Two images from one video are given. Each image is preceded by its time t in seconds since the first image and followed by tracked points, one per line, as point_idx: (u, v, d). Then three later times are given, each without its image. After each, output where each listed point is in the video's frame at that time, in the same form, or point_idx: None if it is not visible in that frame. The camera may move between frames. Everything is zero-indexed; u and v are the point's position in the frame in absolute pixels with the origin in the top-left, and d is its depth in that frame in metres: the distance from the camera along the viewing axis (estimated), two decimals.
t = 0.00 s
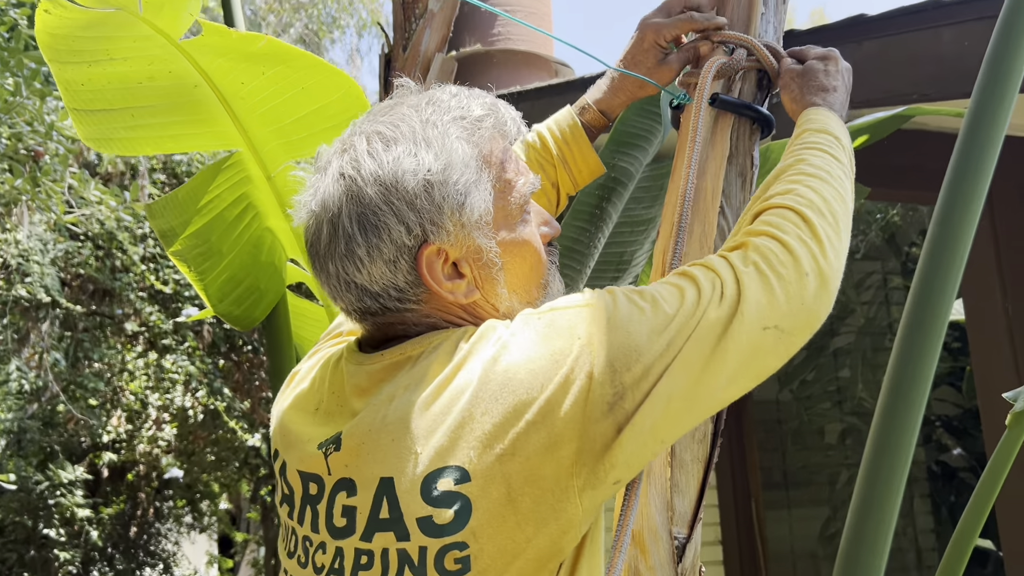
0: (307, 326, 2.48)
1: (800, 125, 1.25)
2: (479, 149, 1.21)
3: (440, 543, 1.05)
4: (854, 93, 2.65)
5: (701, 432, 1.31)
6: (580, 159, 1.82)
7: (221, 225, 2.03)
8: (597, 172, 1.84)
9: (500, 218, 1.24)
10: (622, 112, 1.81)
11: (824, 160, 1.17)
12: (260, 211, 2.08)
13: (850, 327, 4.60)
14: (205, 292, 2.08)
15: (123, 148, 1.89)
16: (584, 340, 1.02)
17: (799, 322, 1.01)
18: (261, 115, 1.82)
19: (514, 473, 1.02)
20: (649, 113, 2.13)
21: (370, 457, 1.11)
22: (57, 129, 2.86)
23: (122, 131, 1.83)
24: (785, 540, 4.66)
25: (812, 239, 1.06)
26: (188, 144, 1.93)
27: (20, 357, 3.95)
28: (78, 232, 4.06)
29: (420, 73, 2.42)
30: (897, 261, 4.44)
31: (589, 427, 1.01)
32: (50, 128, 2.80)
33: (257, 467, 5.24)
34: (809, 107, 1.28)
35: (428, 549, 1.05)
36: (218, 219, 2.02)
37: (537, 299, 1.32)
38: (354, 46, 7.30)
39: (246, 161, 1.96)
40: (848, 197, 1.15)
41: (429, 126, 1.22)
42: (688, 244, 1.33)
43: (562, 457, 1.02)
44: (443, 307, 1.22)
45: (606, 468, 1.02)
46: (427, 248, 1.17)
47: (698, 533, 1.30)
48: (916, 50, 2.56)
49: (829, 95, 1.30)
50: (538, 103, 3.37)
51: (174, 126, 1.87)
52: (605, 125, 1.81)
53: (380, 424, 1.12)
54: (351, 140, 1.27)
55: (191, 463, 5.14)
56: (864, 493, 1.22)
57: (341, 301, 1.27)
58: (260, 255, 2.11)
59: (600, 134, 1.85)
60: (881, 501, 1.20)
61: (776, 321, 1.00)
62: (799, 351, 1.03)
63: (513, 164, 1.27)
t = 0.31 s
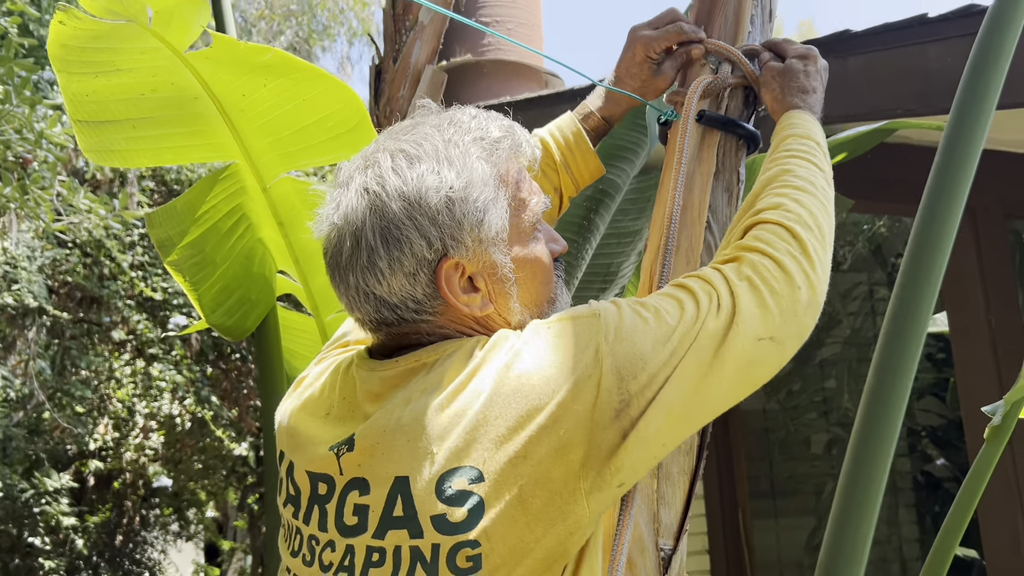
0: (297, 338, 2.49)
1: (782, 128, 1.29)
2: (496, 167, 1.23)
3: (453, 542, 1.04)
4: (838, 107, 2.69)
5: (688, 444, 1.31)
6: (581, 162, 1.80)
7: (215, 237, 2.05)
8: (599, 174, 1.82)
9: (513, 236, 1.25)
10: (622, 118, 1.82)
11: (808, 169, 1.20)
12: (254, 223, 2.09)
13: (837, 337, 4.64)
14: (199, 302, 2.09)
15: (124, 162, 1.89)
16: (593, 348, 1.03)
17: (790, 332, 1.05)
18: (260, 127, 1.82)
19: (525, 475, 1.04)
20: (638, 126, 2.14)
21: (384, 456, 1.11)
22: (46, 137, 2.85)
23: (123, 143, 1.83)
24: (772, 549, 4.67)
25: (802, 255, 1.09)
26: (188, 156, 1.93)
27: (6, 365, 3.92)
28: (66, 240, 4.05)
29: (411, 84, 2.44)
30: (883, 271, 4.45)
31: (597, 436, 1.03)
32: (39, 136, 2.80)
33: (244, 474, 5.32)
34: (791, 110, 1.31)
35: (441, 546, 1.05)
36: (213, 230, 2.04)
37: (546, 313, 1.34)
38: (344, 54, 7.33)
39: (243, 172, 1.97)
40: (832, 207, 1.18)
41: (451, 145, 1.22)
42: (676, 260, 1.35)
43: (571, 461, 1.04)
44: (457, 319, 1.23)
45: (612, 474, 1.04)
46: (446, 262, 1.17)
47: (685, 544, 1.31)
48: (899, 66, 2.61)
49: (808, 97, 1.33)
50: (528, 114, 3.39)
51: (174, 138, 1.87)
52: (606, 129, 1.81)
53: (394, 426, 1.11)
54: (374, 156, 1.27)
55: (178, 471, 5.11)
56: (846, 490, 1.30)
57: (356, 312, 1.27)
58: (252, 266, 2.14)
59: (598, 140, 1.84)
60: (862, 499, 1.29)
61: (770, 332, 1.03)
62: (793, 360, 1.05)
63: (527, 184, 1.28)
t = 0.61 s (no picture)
0: (281, 345, 2.49)
1: (776, 129, 1.30)
2: (474, 180, 1.24)
3: (425, 549, 1.06)
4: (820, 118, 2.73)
5: (667, 449, 1.33)
6: (560, 190, 1.82)
7: (203, 243, 2.05)
8: (577, 201, 1.84)
9: (490, 246, 1.26)
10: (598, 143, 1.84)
11: (797, 178, 1.20)
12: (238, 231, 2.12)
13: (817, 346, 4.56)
14: (185, 308, 2.09)
15: (113, 172, 1.89)
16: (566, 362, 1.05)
17: (766, 351, 1.05)
18: (252, 132, 1.83)
19: (497, 483, 1.05)
20: (623, 137, 2.17)
21: (361, 463, 1.12)
22: (30, 142, 2.85)
23: (114, 153, 1.83)
24: (755, 557, 4.68)
25: (781, 270, 1.09)
26: (177, 164, 1.94)
27: None
28: (49, 245, 4.03)
29: (397, 92, 2.46)
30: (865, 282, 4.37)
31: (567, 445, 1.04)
32: (24, 141, 2.80)
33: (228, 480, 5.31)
34: (785, 110, 1.32)
35: (414, 552, 1.06)
36: (201, 236, 2.04)
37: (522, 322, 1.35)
38: (331, 61, 7.35)
39: (230, 179, 1.98)
40: (817, 217, 1.18)
41: (429, 158, 1.24)
42: (657, 270, 1.36)
43: (542, 470, 1.04)
44: (434, 326, 1.24)
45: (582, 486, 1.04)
46: (423, 272, 1.19)
47: (664, 548, 1.32)
48: (879, 78, 2.64)
49: (802, 93, 1.33)
50: (514, 122, 3.41)
51: (163, 146, 1.88)
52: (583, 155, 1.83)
53: (372, 433, 1.13)
54: (355, 167, 1.29)
55: (162, 477, 5.05)
56: (814, 494, 1.36)
57: (336, 319, 1.28)
58: (237, 271, 2.15)
59: (577, 165, 1.86)
60: (826, 506, 1.35)
61: (745, 349, 1.04)
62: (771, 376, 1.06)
63: (504, 196, 1.29)
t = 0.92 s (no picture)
0: (265, 348, 2.49)
1: (752, 146, 1.30)
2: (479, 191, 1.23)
3: (398, 568, 1.07)
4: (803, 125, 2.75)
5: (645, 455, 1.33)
6: (547, 196, 1.82)
7: (186, 246, 2.06)
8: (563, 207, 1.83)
9: (491, 257, 1.24)
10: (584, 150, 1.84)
11: (777, 187, 1.21)
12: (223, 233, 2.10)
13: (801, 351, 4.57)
14: (168, 311, 2.10)
15: (94, 171, 1.89)
16: (541, 380, 1.05)
17: (751, 360, 1.06)
18: (233, 138, 1.84)
19: (469, 505, 1.05)
20: (608, 142, 2.21)
21: (337, 478, 1.13)
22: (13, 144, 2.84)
23: (93, 153, 1.83)
24: (740, 563, 4.67)
25: (764, 273, 1.10)
26: (158, 166, 1.94)
27: None
28: (33, 247, 4.00)
29: (383, 97, 2.47)
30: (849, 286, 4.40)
31: (545, 467, 1.04)
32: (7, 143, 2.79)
33: (213, 484, 5.26)
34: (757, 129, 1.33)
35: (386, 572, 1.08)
36: (183, 239, 2.04)
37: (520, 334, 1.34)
38: (319, 64, 7.38)
39: (213, 183, 1.97)
40: (803, 225, 1.18)
41: (435, 166, 1.21)
42: (638, 274, 1.37)
43: (517, 492, 1.04)
44: (430, 336, 1.23)
45: (559, 506, 1.05)
46: (425, 282, 1.17)
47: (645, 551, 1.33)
48: (861, 85, 2.68)
49: (772, 110, 1.34)
50: (500, 127, 3.42)
51: (143, 148, 1.87)
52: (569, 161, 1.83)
53: (348, 449, 1.13)
54: (356, 170, 1.26)
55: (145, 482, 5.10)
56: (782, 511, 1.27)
57: (329, 325, 1.26)
58: (221, 275, 2.15)
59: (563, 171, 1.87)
60: (798, 520, 1.26)
61: (728, 358, 1.05)
62: (759, 385, 1.07)
63: (508, 206, 1.28)
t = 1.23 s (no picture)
0: (253, 348, 2.49)
1: (734, 163, 1.31)
2: (507, 209, 1.22)
3: None
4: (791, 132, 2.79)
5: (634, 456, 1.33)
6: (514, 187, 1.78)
7: (168, 250, 2.06)
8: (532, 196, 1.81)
9: (511, 270, 1.25)
10: (547, 135, 1.81)
11: (767, 206, 1.22)
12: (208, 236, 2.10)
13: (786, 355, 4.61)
14: (153, 315, 2.11)
15: (76, 180, 1.89)
16: (551, 403, 1.05)
17: (751, 380, 1.09)
18: (215, 137, 1.84)
19: (473, 530, 1.05)
20: (592, 144, 2.28)
21: (334, 494, 1.13)
22: None
23: (75, 161, 1.83)
24: (726, 565, 4.69)
25: (762, 292, 1.12)
26: (140, 170, 1.94)
27: None
28: (19, 249, 3.98)
29: (372, 100, 2.47)
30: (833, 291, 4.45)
31: (549, 487, 1.06)
32: None
33: (199, 489, 5.36)
34: (739, 145, 1.34)
35: None
36: (166, 243, 2.04)
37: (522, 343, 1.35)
38: (307, 67, 7.42)
39: (195, 186, 1.97)
40: (793, 240, 1.21)
41: (466, 176, 1.19)
42: (625, 274, 1.39)
43: (521, 516, 1.06)
44: (442, 349, 1.23)
45: (562, 529, 1.06)
46: (448, 296, 1.17)
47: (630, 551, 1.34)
48: (846, 92, 2.71)
49: (754, 124, 1.36)
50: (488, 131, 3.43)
51: (125, 153, 1.88)
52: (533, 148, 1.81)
53: (346, 466, 1.12)
54: (380, 174, 1.22)
55: (131, 486, 5.04)
56: (766, 514, 1.28)
57: (339, 332, 1.24)
58: (207, 277, 2.16)
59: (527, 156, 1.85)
60: (780, 523, 1.27)
61: (730, 378, 1.07)
62: (753, 400, 1.10)
63: (527, 220, 1.28)
